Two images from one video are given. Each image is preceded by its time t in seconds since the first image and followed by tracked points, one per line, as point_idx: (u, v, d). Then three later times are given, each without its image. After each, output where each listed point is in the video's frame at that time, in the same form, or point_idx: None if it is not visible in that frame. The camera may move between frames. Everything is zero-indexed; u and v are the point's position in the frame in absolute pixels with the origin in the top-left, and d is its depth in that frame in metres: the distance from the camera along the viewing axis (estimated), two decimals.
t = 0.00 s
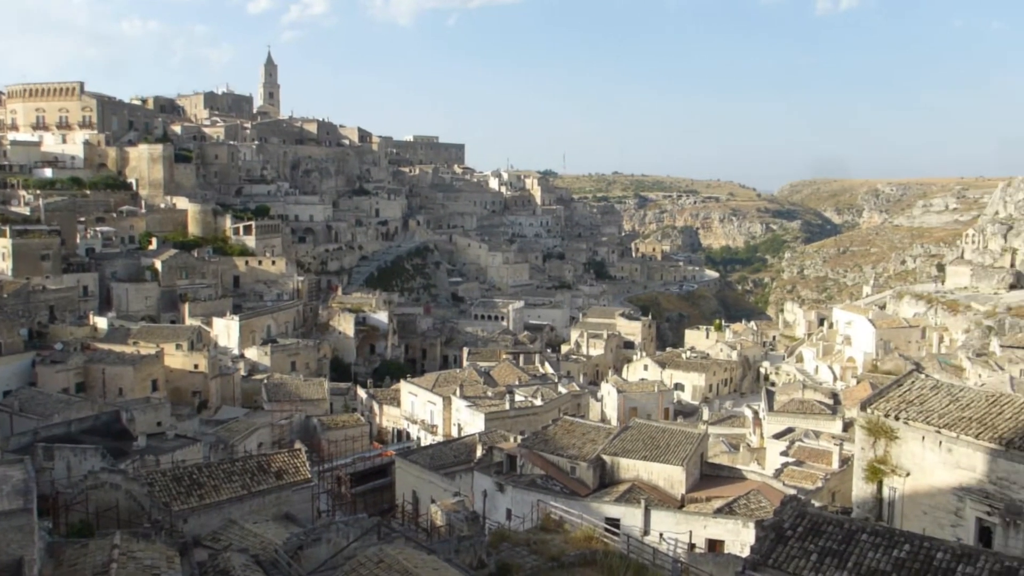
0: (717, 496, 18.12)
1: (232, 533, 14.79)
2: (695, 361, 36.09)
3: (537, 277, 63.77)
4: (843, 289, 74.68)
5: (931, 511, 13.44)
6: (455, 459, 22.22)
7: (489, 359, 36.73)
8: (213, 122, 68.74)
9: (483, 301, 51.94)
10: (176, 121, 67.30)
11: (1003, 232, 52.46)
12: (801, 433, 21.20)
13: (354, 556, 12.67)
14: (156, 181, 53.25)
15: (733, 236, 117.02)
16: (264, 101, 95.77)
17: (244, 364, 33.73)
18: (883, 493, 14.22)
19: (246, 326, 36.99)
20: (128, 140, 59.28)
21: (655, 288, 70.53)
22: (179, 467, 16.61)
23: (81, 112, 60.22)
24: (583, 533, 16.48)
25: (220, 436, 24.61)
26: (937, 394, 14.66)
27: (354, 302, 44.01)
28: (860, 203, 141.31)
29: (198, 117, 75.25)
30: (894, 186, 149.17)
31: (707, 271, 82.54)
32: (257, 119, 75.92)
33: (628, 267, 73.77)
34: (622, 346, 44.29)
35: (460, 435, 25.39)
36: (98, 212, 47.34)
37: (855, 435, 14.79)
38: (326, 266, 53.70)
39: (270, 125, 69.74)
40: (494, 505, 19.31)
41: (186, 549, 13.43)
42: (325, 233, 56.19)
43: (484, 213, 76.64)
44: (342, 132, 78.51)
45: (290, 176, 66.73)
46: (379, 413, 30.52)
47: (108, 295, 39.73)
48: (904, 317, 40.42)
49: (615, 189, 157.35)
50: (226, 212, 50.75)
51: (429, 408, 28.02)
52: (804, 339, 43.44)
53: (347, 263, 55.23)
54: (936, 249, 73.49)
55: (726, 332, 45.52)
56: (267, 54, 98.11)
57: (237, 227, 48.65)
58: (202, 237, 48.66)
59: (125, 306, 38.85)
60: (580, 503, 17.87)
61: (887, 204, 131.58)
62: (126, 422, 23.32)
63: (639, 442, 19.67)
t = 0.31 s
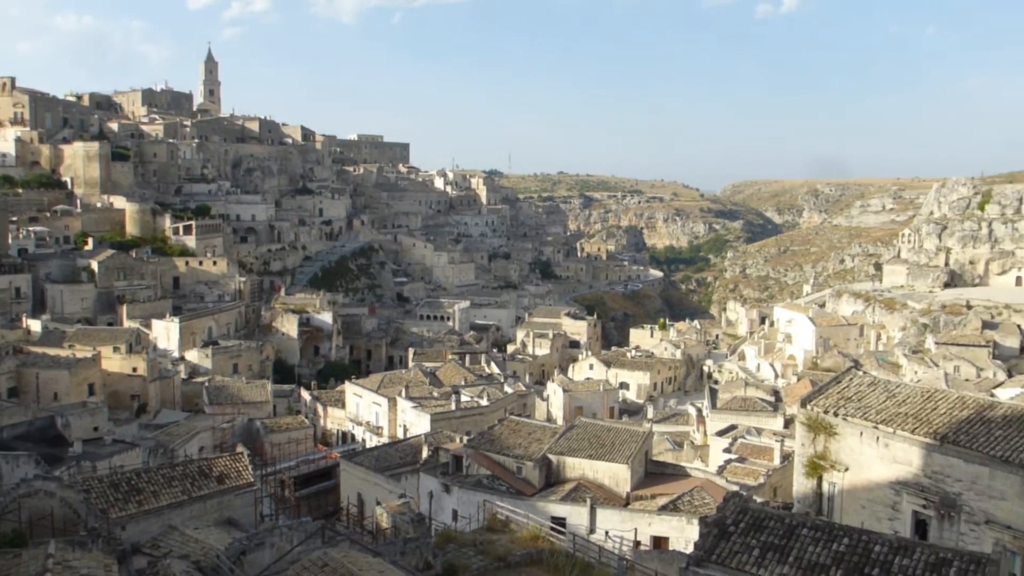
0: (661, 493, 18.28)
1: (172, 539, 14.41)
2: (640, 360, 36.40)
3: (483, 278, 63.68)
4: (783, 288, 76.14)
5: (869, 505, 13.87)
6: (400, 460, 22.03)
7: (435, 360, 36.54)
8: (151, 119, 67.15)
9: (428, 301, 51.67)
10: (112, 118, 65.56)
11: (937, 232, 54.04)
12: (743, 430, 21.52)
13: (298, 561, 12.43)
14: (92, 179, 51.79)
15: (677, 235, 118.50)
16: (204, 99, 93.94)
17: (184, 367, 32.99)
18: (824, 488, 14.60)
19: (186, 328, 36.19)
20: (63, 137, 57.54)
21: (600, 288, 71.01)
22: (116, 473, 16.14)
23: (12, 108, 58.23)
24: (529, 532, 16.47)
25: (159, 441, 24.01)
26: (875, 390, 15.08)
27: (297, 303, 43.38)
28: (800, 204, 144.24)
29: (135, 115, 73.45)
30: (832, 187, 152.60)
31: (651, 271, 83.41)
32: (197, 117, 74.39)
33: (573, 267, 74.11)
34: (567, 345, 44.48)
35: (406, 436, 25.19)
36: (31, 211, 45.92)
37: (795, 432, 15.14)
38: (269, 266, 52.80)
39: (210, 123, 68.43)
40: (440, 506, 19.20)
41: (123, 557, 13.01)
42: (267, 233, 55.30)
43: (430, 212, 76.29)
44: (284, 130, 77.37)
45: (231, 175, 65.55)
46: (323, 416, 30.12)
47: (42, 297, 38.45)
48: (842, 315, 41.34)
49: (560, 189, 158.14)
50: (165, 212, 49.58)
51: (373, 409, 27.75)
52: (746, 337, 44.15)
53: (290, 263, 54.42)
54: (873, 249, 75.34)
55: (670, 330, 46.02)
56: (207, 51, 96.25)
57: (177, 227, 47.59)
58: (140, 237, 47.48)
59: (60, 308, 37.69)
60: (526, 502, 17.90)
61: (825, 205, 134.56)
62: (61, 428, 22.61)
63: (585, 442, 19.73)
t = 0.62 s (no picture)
0: (599, 490, 18.43)
1: (102, 547, 13.94)
2: (578, 359, 36.63)
3: (421, 278, 63.34)
4: (718, 287, 77.48)
5: (801, 499, 14.44)
6: (338, 462, 21.75)
7: (373, 360, 36.19)
8: (77, 116, 65.10)
9: (366, 301, 51.18)
10: (36, 115, 63.34)
11: (865, 232, 55.62)
12: (679, 427, 21.81)
13: (233, 566, 12.15)
14: (15, 178, 49.97)
15: (614, 235, 119.64)
16: (133, 95, 91.48)
17: (114, 370, 32.06)
18: (757, 483, 15.21)
19: (115, 331, 35.16)
20: None
21: (538, 288, 71.25)
22: (42, 480, 15.55)
23: None
24: (468, 533, 16.43)
25: (87, 447, 23.25)
26: (807, 386, 15.66)
27: (231, 304, 42.52)
28: (734, 204, 147.04)
29: (60, 112, 71.10)
30: (765, 188, 155.96)
31: (589, 270, 84.02)
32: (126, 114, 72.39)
33: (512, 267, 74.24)
34: (506, 345, 44.53)
35: (343, 438, 24.88)
36: None
37: (730, 428, 15.82)
38: (202, 267, 51.63)
39: (140, 121, 66.67)
40: (379, 508, 19.03)
41: (50, 567, 12.53)
42: (200, 233, 54.11)
43: (367, 212, 75.61)
44: (217, 128, 75.79)
45: (162, 174, 63.96)
46: (258, 418, 29.57)
47: None
48: (774, 313, 42.25)
49: (499, 189, 158.35)
50: (93, 211, 48.10)
51: (310, 411, 27.36)
52: (682, 335, 44.81)
53: (224, 264, 53.29)
54: (804, 248, 77.19)
55: (608, 329, 46.42)
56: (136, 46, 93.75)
57: (106, 227, 46.24)
58: (66, 237, 45.99)
59: None
60: (464, 502, 17.86)
61: (758, 206, 137.44)
62: None
63: (523, 441, 19.75)
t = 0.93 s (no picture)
0: (553, 489, 18.49)
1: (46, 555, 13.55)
2: (532, 358, 36.68)
3: (373, 277, 62.88)
4: (670, 285, 78.21)
5: (752, 494, 15.13)
6: (289, 464, 21.47)
7: (324, 361, 35.81)
8: (17, 115, 63.32)
9: (317, 302, 50.65)
10: None
11: (813, 230, 56.65)
12: (632, 424, 21.95)
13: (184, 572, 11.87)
14: None
15: (566, 234, 120.04)
16: (75, 94, 89.30)
17: (57, 374, 31.23)
18: (709, 478, 15.89)
19: (59, 334, 34.26)
20: None
21: (491, 287, 71.16)
22: None
23: None
24: (422, 533, 16.35)
25: (30, 452, 22.59)
26: (756, 382, 16.28)
27: (179, 305, 41.73)
28: (684, 203, 148.69)
29: None
30: (714, 186, 158.02)
31: (542, 269, 84.20)
32: (67, 112, 70.61)
33: (464, 266, 74.04)
34: (459, 344, 44.41)
35: (295, 439, 24.58)
36: None
37: (683, 425, 16.36)
38: (149, 268, 50.60)
39: (83, 120, 65.12)
40: (332, 510, 18.85)
41: None
42: (147, 233, 53.04)
43: (317, 212, 74.86)
44: (163, 127, 74.35)
45: (107, 174, 62.53)
46: (208, 421, 29.06)
47: None
48: (725, 310, 42.78)
49: (451, 188, 157.95)
50: (35, 212, 46.82)
51: (261, 413, 26.97)
52: (634, 333, 45.15)
53: (172, 265, 52.26)
54: (753, 246, 78.39)
55: (560, 328, 46.57)
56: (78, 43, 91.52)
57: (48, 228, 45.04)
58: (7, 239, 44.69)
59: None
60: (418, 502, 17.76)
61: (708, 204, 139.18)
62: None
63: (477, 440, 19.71)
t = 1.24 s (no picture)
0: (507, 486, 18.52)
1: None
2: (485, 356, 36.68)
3: (324, 276, 62.30)
4: (622, 283, 78.78)
5: (703, 489, 15.41)
6: (241, 466, 21.16)
7: (276, 361, 35.40)
8: None
9: (268, 302, 50.08)
10: None
11: (762, 228, 57.52)
12: (585, 422, 22.07)
13: None
14: None
15: (519, 232, 120.09)
16: (15, 90, 87.05)
17: None
18: (661, 474, 16.15)
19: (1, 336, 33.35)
20: None
21: (444, 286, 70.98)
22: None
23: None
24: (376, 533, 16.25)
25: None
26: (707, 377, 16.52)
27: (126, 306, 40.92)
28: (636, 201, 149.93)
29: None
30: (665, 184, 159.57)
31: (495, 267, 84.21)
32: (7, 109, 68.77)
33: (417, 264, 73.74)
34: (412, 343, 44.25)
35: (247, 441, 24.24)
36: None
37: (635, 421, 16.58)
38: (94, 268, 49.46)
39: (24, 117, 63.60)
40: (284, 512, 18.63)
41: None
42: (92, 233, 51.91)
43: (266, 210, 74.08)
44: (108, 125, 72.85)
45: (49, 172, 61.04)
46: (157, 424, 28.52)
47: None
48: (676, 307, 43.26)
49: (404, 186, 157.23)
50: None
51: (212, 415, 26.55)
52: (587, 331, 45.40)
53: (118, 265, 51.19)
54: (704, 244, 79.34)
55: (514, 326, 46.63)
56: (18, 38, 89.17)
57: None
58: None
59: None
60: (372, 503, 17.66)
61: (659, 202, 140.51)
62: None
63: (431, 439, 19.65)
